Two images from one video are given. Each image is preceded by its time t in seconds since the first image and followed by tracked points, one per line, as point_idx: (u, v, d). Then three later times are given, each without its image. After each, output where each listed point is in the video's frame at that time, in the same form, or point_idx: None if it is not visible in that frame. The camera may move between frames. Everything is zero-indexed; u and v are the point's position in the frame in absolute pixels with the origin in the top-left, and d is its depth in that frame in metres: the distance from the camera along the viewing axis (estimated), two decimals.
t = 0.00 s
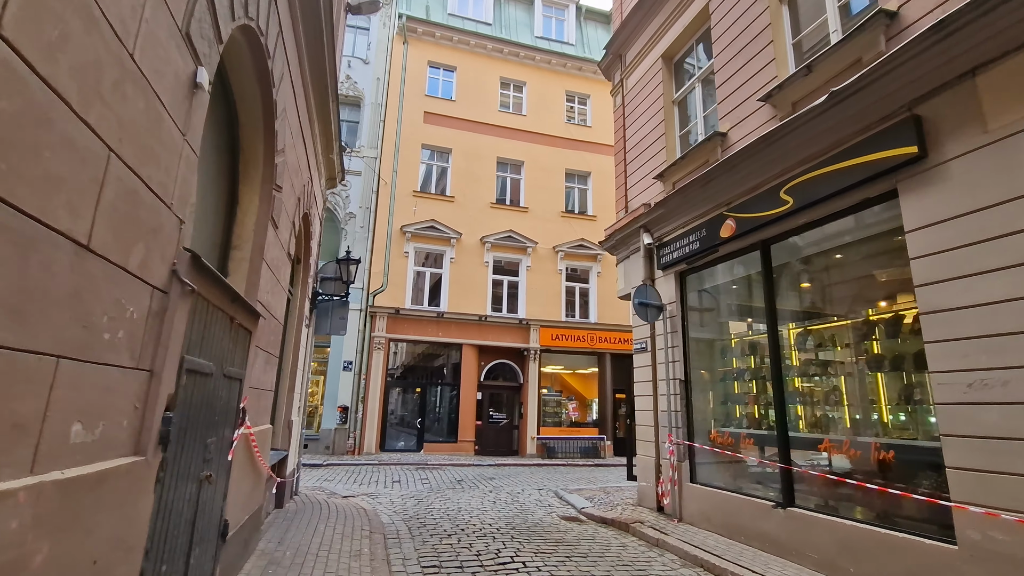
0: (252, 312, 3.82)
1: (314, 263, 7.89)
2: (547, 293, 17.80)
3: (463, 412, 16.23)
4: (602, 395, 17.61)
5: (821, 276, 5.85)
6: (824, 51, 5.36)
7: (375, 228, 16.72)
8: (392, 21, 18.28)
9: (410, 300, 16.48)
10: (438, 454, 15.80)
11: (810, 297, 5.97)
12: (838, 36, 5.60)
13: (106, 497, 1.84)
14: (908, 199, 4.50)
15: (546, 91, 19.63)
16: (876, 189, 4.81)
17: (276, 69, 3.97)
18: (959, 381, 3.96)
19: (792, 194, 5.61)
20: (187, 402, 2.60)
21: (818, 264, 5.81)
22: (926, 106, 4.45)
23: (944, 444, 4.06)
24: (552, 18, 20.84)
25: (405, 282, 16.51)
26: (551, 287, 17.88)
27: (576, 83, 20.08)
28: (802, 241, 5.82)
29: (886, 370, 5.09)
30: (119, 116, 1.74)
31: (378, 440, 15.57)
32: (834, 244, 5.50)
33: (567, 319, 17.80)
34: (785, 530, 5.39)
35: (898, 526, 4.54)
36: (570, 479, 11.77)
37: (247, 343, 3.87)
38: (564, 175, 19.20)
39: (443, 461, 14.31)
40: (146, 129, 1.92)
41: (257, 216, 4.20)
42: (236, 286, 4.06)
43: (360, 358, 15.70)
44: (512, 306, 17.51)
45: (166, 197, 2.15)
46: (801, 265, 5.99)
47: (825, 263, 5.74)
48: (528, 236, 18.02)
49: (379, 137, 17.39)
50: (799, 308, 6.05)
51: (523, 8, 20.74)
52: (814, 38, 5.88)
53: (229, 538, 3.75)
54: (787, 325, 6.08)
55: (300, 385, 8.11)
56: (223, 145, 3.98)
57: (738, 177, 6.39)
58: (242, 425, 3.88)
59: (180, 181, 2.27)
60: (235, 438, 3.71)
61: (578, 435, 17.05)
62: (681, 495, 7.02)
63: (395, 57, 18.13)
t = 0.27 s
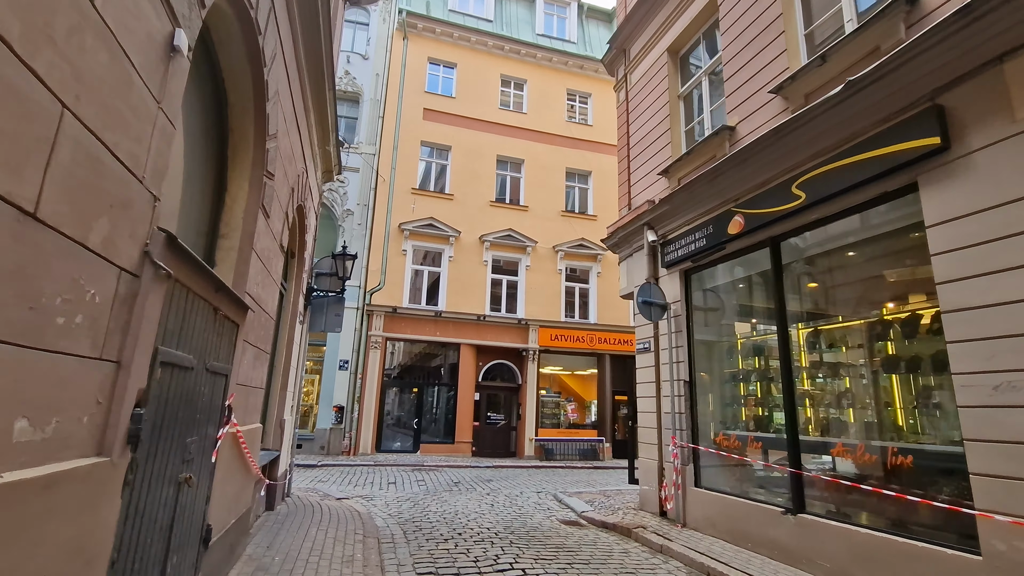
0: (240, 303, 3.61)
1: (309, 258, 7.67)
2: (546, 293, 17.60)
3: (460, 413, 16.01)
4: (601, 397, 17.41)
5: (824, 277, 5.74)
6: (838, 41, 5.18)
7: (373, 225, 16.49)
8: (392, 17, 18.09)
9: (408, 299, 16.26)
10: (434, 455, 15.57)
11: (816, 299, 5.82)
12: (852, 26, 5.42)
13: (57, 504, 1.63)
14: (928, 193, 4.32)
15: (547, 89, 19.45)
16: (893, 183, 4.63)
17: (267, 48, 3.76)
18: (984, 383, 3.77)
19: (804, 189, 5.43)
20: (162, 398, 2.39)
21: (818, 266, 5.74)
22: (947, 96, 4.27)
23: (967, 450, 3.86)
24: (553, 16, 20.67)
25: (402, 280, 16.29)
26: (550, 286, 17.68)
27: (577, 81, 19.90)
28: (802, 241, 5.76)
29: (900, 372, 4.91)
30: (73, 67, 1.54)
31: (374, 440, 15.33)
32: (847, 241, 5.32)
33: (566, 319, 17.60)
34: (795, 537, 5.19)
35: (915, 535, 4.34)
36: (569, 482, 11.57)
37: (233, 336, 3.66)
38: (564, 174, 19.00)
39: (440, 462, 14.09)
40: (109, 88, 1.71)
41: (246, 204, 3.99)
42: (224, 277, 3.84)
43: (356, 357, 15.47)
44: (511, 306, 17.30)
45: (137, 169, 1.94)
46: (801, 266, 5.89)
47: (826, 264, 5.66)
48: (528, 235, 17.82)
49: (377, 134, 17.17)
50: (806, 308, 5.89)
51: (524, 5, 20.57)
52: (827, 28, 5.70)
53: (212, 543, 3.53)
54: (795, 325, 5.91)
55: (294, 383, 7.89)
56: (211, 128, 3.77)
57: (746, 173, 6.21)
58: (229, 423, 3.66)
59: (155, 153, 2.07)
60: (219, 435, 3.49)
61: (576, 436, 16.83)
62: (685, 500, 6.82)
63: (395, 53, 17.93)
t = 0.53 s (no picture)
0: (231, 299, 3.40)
1: (305, 255, 7.45)
2: (547, 293, 17.40)
3: (459, 415, 15.79)
4: (601, 399, 17.21)
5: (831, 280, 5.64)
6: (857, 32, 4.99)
7: (372, 223, 16.28)
8: (393, 13, 17.90)
9: (407, 298, 16.05)
10: (433, 457, 15.35)
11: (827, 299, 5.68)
12: (871, 18, 5.23)
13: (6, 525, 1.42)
14: (954, 189, 4.14)
15: (549, 87, 19.27)
16: (917, 179, 4.45)
17: (262, 29, 3.55)
18: (1017, 390, 3.57)
19: (821, 185, 5.24)
20: (139, 401, 2.18)
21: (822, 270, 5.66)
22: (975, 88, 4.08)
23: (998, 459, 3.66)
24: (556, 14, 20.50)
25: (401, 280, 16.08)
26: (551, 287, 17.48)
27: (579, 80, 19.72)
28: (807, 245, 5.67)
29: (921, 377, 4.74)
30: (21, 18, 1.33)
31: (372, 442, 15.10)
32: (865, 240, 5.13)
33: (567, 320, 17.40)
34: (809, 547, 4.98)
35: (939, 548, 4.15)
36: (569, 486, 11.37)
37: (223, 334, 3.45)
38: (566, 174, 18.81)
39: (438, 465, 13.87)
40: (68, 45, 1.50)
41: (238, 195, 3.78)
42: (213, 272, 3.63)
43: (354, 358, 15.23)
44: (512, 307, 17.09)
45: (107, 144, 1.73)
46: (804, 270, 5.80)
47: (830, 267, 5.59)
48: (529, 235, 17.62)
49: (377, 131, 16.96)
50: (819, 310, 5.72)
51: (526, 3, 20.39)
52: (843, 20, 5.51)
53: (199, 555, 3.30)
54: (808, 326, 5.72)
55: (290, 384, 7.67)
56: (201, 113, 3.56)
57: (759, 169, 6.01)
58: (217, 426, 3.45)
59: (130, 128, 1.86)
60: (208, 435, 3.28)
61: (576, 439, 16.62)
62: (692, 506, 6.61)
63: (396, 50, 17.74)
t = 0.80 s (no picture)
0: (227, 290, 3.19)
1: (305, 250, 7.24)
2: (549, 293, 17.19)
3: (460, 415, 15.57)
4: (604, 400, 17.01)
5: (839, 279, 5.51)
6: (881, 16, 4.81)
7: (373, 221, 16.06)
8: (394, 9, 17.70)
9: (407, 297, 15.84)
10: (433, 458, 15.13)
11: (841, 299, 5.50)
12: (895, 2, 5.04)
13: None
14: (989, 177, 4.01)
15: (551, 84, 19.08)
16: (948, 169, 4.29)
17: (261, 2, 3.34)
18: None
19: (842, 177, 5.05)
20: (123, 398, 1.97)
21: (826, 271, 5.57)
22: (1009, 72, 3.91)
23: None
24: (558, 11, 20.32)
25: (402, 278, 15.86)
26: (553, 286, 17.28)
27: (582, 78, 19.53)
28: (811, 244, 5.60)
29: (948, 377, 4.57)
30: None
31: (371, 443, 14.87)
32: (888, 234, 4.96)
33: (570, 320, 17.19)
34: (832, 554, 4.77)
35: (972, 556, 3.96)
36: (573, 488, 11.16)
37: (219, 328, 3.24)
38: (568, 172, 18.61)
39: (439, 466, 13.65)
40: None
41: (235, 181, 3.57)
42: (209, 262, 3.42)
43: (354, 357, 15.01)
44: (513, 306, 16.88)
45: (84, 104, 1.55)
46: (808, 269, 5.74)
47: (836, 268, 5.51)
48: (531, 234, 17.42)
49: (378, 128, 16.75)
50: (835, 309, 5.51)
51: None
52: (865, 6, 5.32)
53: (192, 565, 3.07)
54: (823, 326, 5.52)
55: (289, 383, 7.46)
56: (196, 92, 3.35)
57: (774, 161, 5.81)
58: (212, 425, 3.23)
59: (110, 89, 1.67)
60: (202, 437, 3.08)
61: (578, 440, 16.42)
62: (705, 510, 6.40)
63: (397, 46, 17.54)
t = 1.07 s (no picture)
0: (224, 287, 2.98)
1: (305, 248, 7.04)
2: (552, 293, 16.99)
3: (462, 416, 15.36)
4: (607, 401, 16.82)
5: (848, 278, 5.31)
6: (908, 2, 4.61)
7: (373, 220, 15.85)
8: (394, 5, 17.49)
9: (408, 297, 15.63)
10: (435, 460, 14.92)
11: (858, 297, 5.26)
12: None
13: None
14: None
15: (554, 82, 18.88)
16: (981, 160, 4.10)
17: None
18: None
19: (866, 170, 4.87)
20: (106, 405, 1.77)
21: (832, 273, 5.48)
22: None
23: None
24: (560, 8, 20.12)
25: (403, 278, 15.66)
26: (555, 286, 17.08)
27: (584, 75, 19.32)
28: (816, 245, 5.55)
29: (977, 379, 4.40)
30: None
31: (372, 445, 14.66)
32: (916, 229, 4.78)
33: (572, 320, 17.00)
34: (860, 566, 4.59)
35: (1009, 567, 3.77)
36: (578, 491, 10.97)
37: (215, 328, 3.04)
38: (571, 170, 18.41)
39: (441, 468, 13.45)
40: None
41: (233, 172, 3.36)
42: (205, 257, 3.21)
43: (354, 358, 14.79)
44: (516, 306, 16.68)
45: (56, 68, 1.36)
46: (813, 270, 5.70)
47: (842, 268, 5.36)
48: (533, 233, 17.22)
49: (378, 126, 16.54)
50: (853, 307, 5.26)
51: None
52: None
53: None
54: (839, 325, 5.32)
55: (289, 385, 7.26)
56: (190, 77, 3.14)
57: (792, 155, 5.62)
58: (209, 430, 3.03)
59: (88, 53, 1.48)
60: (197, 441, 2.87)
61: (582, 442, 16.23)
62: (718, 516, 6.19)
63: (398, 43, 17.33)
